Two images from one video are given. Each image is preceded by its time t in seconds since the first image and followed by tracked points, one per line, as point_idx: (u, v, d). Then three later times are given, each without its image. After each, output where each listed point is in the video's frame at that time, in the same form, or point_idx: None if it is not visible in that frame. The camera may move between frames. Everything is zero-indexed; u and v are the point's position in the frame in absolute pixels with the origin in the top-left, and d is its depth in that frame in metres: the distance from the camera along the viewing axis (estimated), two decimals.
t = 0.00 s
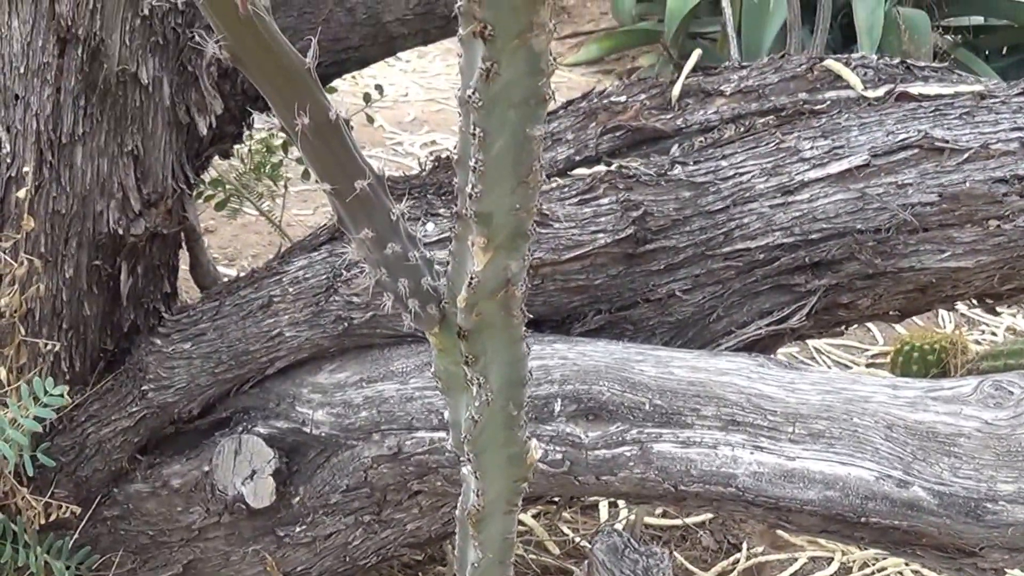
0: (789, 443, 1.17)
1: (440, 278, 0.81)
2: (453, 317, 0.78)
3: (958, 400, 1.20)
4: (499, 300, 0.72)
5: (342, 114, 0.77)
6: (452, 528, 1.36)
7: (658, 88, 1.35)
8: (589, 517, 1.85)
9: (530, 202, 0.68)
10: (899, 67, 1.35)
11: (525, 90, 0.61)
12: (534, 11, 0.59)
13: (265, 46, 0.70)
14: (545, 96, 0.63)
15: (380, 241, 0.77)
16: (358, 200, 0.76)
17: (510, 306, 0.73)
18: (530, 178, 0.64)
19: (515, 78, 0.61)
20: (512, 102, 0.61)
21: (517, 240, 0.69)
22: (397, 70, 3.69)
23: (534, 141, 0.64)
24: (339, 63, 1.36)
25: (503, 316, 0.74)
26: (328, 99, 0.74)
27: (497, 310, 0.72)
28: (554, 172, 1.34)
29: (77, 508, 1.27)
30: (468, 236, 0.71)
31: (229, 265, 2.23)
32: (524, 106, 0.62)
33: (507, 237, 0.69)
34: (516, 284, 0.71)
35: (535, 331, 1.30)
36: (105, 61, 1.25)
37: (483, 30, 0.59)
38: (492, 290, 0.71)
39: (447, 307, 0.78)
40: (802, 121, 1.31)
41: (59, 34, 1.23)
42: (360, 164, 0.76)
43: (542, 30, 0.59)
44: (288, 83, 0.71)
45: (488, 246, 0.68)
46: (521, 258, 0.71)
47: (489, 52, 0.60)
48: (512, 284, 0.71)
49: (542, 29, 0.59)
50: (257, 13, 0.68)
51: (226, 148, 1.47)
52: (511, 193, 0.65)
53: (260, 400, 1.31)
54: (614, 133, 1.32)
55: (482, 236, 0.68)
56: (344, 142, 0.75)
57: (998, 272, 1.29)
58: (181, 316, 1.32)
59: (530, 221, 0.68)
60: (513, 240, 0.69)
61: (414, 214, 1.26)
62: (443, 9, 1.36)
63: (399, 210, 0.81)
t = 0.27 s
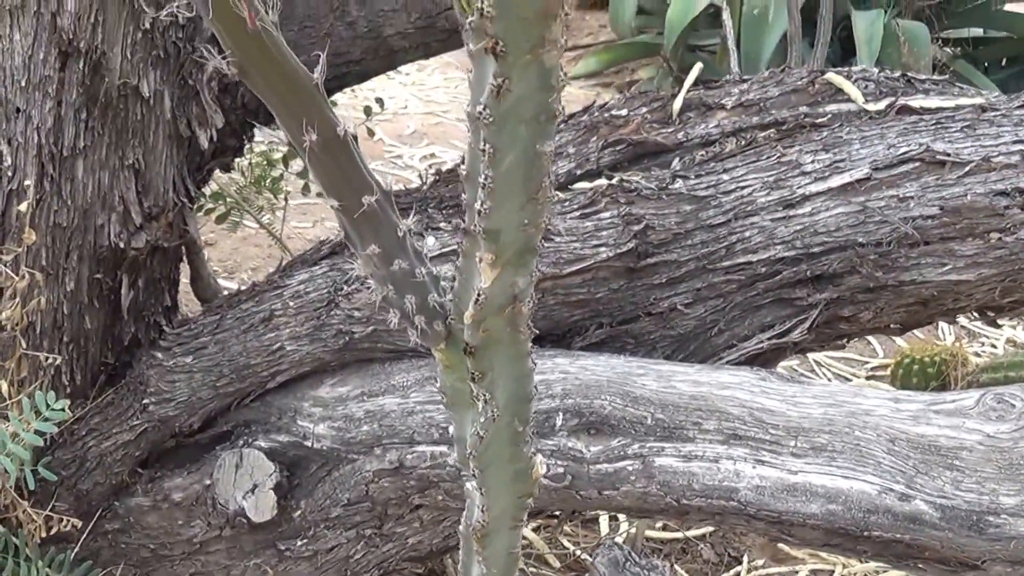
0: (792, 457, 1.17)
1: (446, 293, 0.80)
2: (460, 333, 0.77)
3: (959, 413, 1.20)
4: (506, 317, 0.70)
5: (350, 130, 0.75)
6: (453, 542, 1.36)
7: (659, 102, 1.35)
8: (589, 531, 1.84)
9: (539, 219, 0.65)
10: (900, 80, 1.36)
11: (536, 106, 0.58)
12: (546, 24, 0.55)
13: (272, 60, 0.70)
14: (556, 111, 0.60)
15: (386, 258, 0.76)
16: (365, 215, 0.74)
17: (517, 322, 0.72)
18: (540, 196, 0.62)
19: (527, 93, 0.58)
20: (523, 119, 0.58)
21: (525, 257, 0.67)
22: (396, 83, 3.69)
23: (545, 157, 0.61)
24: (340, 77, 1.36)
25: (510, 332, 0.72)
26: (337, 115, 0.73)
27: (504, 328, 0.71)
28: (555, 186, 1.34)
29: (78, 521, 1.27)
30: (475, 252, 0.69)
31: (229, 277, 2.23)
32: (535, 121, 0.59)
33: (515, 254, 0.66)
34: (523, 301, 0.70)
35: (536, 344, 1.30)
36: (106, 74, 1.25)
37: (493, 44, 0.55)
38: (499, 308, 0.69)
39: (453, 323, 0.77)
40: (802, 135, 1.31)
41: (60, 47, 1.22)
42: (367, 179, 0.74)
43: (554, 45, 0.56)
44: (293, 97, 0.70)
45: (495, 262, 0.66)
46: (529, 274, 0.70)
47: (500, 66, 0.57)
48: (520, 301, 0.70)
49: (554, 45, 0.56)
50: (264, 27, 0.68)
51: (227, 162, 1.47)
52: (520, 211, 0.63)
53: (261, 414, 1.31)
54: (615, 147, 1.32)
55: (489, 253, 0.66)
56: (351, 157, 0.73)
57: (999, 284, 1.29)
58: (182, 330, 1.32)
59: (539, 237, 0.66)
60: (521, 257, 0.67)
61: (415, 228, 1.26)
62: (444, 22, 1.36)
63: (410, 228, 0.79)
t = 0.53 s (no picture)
0: (793, 471, 1.16)
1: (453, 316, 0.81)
2: (467, 355, 0.78)
3: (962, 427, 1.20)
4: (514, 340, 0.72)
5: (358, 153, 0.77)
6: (453, 556, 1.36)
7: (660, 115, 1.36)
8: (590, 544, 1.84)
9: (548, 240, 0.67)
10: (901, 93, 1.36)
11: (548, 130, 0.60)
12: (559, 50, 0.57)
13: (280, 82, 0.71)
14: (567, 134, 0.62)
15: (393, 279, 0.77)
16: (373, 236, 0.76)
17: (525, 344, 0.73)
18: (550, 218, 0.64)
19: (539, 118, 0.60)
20: (536, 142, 0.60)
21: (534, 279, 0.69)
22: (397, 94, 3.69)
23: (555, 181, 0.64)
24: (341, 89, 1.37)
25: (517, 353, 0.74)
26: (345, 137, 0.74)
27: (512, 350, 0.72)
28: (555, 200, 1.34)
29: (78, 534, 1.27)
30: (483, 275, 0.71)
31: (229, 289, 2.23)
32: (546, 145, 0.61)
33: (523, 276, 0.69)
34: (531, 322, 0.72)
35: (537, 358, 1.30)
36: (108, 87, 1.25)
37: (508, 70, 0.57)
38: (507, 330, 0.71)
39: (461, 345, 0.78)
40: (804, 148, 1.31)
41: (61, 60, 1.22)
42: (375, 201, 0.76)
43: (567, 70, 0.58)
44: (302, 119, 0.71)
45: (504, 285, 0.68)
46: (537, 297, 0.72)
47: (514, 92, 0.58)
48: (527, 323, 0.71)
49: (566, 69, 0.58)
50: (274, 49, 0.69)
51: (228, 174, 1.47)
52: (531, 232, 0.65)
53: (261, 427, 1.31)
54: (616, 161, 1.33)
55: (498, 276, 0.68)
56: (360, 180, 0.75)
57: (1001, 297, 1.29)
58: (184, 344, 1.32)
59: (547, 259, 0.68)
60: (530, 279, 0.69)
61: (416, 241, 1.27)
62: (445, 36, 1.36)
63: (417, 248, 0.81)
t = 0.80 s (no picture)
0: (795, 485, 1.16)
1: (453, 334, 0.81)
2: (466, 374, 0.78)
3: (962, 441, 1.20)
4: (514, 359, 0.71)
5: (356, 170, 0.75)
6: (454, 569, 1.36)
7: (662, 129, 1.37)
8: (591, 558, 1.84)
9: (547, 261, 0.66)
10: (901, 107, 1.36)
11: (545, 152, 0.59)
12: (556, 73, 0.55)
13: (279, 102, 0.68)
14: (565, 156, 0.60)
15: (393, 299, 0.76)
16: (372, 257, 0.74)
17: (525, 364, 0.72)
18: (548, 241, 0.62)
19: (535, 141, 0.58)
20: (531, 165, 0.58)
21: (533, 298, 0.68)
22: (398, 105, 3.70)
23: (554, 203, 0.62)
24: (343, 102, 1.37)
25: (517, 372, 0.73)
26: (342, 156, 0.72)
27: (511, 370, 0.72)
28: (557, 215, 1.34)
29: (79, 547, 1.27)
30: (482, 294, 0.69)
31: (230, 301, 2.23)
32: (544, 167, 0.60)
33: (522, 297, 0.67)
34: (531, 342, 0.71)
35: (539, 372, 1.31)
36: (109, 100, 1.24)
37: (504, 93, 0.56)
38: (507, 350, 0.70)
39: (461, 364, 0.78)
40: (806, 162, 1.31)
41: (63, 73, 1.22)
42: (375, 222, 0.74)
43: (564, 94, 0.56)
44: (300, 139, 0.69)
45: (504, 306, 0.67)
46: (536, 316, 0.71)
47: (510, 114, 0.57)
48: (527, 343, 0.70)
49: (564, 92, 0.56)
50: (272, 70, 0.66)
51: (230, 188, 1.47)
52: (529, 254, 0.63)
53: (262, 440, 1.31)
54: (618, 175, 1.34)
55: (497, 296, 0.67)
56: (358, 200, 0.73)
57: (1001, 310, 1.29)
58: (186, 357, 1.32)
59: (547, 279, 0.67)
60: (529, 299, 0.68)
61: (418, 255, 1.27)
62: (448, 49, 1.37)
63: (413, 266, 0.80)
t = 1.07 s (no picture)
0: (796, 500, 1.16)
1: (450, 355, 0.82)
2: (463, 394, 0.78)
3: (963, 455, 1.20)
4: (512, 380, 0.70)
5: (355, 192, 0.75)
6: None
7: (663, 143, 1.36)
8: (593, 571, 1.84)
9: (543, 284, 0.64)
10: (902, 119, 1.36)
11: (540, 179, 0.57)
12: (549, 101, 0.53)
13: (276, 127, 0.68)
14: (561, 182, 0.58)
15: (390, 319, 0.77)
16: (370, 279, 0.75)
17: (523, 384, 0.71)
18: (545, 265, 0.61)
19: (530, 167, 0.56)
20: (525, 193, 0.57)
21: (531, 320, 0.66)
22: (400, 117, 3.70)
23: (551, 227, 0.60)
24: (345, 116, 1.37)
25: (516, 392, 0.72)
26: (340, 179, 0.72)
27: (510, 391, 0.70)
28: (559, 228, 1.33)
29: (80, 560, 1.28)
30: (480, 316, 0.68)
31: (232, 312, 2.23)
32: (539, 194, 0.58)
33: (519, 320, 0.66)
34: (528, 363, 0.69)
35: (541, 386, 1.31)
36: (111, 114, 1.24)
37: (497, 119, 0.54)
38: (505, 371, 0.69)
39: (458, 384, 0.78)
40: (806, 176, 1.31)
41: (65, 86, 1.23)
42: (372, 244, 0.75)
43: (559, 120, 0.54)
44: (297, 164, 0.69)
45: (501, 329, 0.66)
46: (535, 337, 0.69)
47: (504, 140, 0.55)
48: (525, 364, 0.69)
49: (558, 119, 0.54)
50: (269, 95, 0.66)
51: (231, 202, 1.47)
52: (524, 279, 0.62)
53: (263, 454, 1.31)
54: (619, 189, 1.33)
55: (494, 320, 0.66)
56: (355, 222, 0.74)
57: (1002, 323, 1.29)
58: (187, 370, 1.31)
59: (545, 301, 0.65)
60: (527, 321, 0.67)
61: (419, 269, 1.27)
62: (448, 62, 1.36)
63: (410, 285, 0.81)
